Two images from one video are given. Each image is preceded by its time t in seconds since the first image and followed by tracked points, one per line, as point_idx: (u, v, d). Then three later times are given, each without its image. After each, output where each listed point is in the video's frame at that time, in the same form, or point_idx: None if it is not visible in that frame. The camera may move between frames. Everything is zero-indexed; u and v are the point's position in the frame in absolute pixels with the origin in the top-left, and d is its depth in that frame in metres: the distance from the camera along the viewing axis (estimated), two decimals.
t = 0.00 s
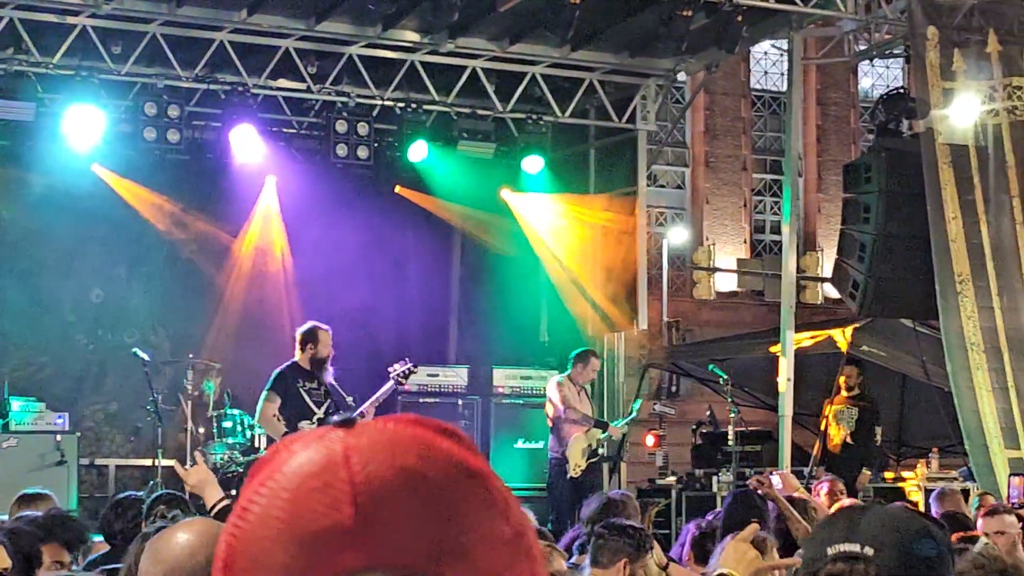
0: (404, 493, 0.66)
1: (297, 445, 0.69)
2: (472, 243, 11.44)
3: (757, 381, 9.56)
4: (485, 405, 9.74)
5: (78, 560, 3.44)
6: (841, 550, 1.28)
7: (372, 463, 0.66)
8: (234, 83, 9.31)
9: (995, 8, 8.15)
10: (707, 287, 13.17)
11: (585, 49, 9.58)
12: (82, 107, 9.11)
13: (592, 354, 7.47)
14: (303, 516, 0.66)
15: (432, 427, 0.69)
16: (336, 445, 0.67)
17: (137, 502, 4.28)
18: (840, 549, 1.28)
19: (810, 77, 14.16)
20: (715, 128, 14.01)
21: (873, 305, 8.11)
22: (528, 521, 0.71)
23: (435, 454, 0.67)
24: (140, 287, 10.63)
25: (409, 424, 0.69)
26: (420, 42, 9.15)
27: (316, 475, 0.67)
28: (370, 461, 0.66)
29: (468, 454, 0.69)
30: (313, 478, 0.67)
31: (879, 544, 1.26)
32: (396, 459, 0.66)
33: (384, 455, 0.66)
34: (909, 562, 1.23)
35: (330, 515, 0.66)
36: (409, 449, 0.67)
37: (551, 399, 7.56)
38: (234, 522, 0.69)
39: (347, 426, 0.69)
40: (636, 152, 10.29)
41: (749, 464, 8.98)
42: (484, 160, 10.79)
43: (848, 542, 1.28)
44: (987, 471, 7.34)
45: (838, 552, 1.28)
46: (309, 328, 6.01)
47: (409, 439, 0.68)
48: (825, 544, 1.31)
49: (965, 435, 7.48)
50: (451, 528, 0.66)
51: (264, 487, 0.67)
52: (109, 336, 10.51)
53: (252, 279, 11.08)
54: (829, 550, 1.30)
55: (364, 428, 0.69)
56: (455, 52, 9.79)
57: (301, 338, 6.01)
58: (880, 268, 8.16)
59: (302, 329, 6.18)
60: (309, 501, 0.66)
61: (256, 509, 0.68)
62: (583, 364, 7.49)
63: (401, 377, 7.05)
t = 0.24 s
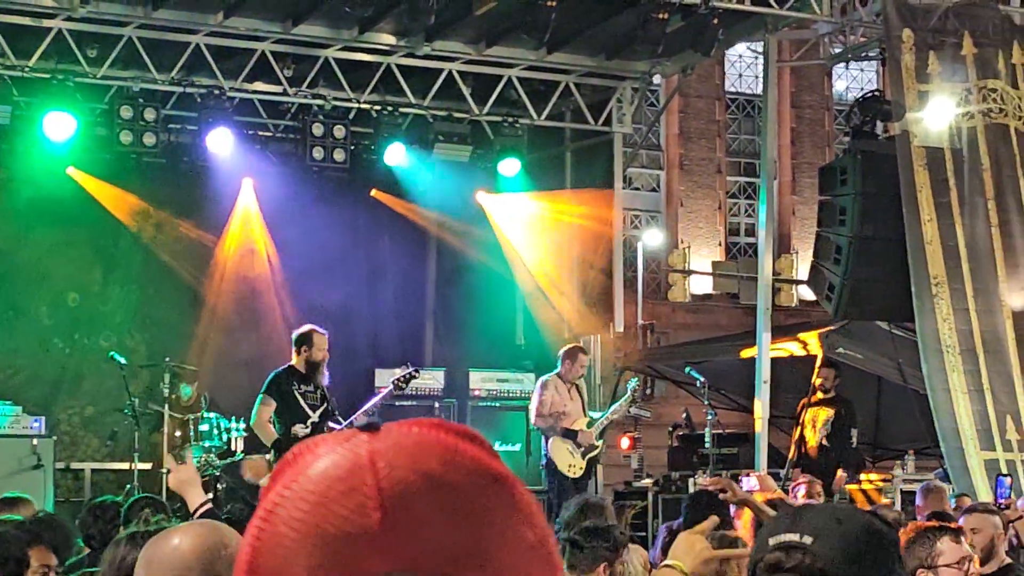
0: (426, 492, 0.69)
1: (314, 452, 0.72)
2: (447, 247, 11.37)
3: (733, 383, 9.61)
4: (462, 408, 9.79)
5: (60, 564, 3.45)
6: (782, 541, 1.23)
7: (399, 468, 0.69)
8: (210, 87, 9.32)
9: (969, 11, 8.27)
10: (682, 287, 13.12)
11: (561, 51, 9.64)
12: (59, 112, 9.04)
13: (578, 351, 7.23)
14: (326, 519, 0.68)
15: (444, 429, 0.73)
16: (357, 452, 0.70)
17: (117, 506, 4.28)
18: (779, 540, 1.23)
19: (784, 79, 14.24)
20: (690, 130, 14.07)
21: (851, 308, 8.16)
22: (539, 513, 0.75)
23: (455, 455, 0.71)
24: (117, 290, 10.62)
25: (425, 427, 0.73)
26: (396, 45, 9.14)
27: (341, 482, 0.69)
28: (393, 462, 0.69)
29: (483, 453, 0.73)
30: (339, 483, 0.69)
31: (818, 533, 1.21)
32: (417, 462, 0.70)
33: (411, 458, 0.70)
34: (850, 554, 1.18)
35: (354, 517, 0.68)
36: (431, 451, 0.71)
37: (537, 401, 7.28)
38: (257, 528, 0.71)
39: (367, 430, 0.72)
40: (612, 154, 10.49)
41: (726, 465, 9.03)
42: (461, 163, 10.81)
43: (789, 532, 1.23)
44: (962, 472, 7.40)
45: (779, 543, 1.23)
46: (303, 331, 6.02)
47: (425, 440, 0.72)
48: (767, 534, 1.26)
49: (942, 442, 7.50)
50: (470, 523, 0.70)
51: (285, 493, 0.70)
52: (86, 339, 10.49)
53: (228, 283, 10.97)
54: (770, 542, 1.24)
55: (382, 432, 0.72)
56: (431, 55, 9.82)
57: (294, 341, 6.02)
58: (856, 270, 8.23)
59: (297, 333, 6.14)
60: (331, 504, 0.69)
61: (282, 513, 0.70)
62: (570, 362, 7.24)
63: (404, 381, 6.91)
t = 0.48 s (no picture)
0: (445, 523, 0.61)
1: (322, 481, 0.63)
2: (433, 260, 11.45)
3: (719, 392, 9.63)
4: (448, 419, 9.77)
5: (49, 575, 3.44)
6: (747, 566, 1.14)
7: (417, 501, 0.61)
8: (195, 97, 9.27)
9: (952, 20, 8.33)
10: (666, 297, 13.45)
11: (545, 61, 9.68)
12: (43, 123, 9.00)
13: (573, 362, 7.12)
14: (335, 553, 0.60)
15: (462, 458, 0.66)
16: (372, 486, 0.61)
17: (102, 517, 4.27)
18: (744, 566, 1.14)
19: (769, 89, 14.29)
20: (675, 139, 14.11)
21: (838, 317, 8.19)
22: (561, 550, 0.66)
23: (474, 486, 0.63)
24: (102, 300, 10.57)
25: (441, 454, 0.65)
26: (381, 55, 9.20)
27: (355, 514, 0.60)
28: (411, 495, 0.61)
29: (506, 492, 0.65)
30: (350, 515, 0.60)
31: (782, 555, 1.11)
32: (438, 496, 0.62)
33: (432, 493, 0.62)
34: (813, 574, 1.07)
35: (367, 549, 0.59)
36: (450, 483, 0.62)
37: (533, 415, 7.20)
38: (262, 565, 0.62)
39: (383, 457, 0.64)
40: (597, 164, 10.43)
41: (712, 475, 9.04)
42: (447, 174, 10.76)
43: (753, 557, 1.14)
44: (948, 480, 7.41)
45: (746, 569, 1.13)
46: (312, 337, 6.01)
47: (441, 466, 0.64)
48: (729, 562, 1.15)
49: (927, 448, 7.53)
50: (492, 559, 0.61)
51: (291, 524, 0.61)
52: (70, 349, 10.41)
53: (214, 293, 10.90)
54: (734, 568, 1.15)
55: (400, 460, 0.63)
56: (416, 66, 9.87)
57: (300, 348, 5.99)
58: (842, 279, 8.26)
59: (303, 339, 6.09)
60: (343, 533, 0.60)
61: (283, 547, 0.61)
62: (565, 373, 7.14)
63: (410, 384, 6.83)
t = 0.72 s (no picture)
0: (445, 536, 0.69)
1: (331, 486, 0.70)
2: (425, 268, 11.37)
3: (713, 401, 9.63)
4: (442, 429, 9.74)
5: None
6: None
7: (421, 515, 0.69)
8: (188, 107, 9.27)
9: (946, 29, 8.37)
10: (660, 306, 13.34)
11: (539, 71, 9.68)
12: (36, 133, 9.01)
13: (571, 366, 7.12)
14: (345, 559, 0.68)
15: (464, 464, 0.72)
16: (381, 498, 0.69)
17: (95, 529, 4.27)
18: None
19: (763, 99, 14.33)
20: (668, 148, 14.14)
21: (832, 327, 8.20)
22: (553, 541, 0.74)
23: (478, 501, 0.70)
24: (94, 310, 10.56)
25: (445, 462, 0.72)
26: (374, 65, 9.19)
27: (365, 522, 0.68)
28: (417, 510, 0.69)
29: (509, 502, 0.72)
30: (360, 527, 0.68)
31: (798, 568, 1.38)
32: (442, 511, 0.70)
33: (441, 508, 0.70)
34: None
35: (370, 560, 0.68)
36: (455, 495, 0.70)
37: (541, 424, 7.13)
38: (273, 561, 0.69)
39: (390, 469, 0.70)
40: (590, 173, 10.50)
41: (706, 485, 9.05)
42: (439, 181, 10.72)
43: None
44: (942, 491, 7.46)
45: None
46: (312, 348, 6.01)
47: (446, 478, 0.71)
48: None
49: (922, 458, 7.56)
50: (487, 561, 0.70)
51: (299, 529, 0.69)
52: (63, 359, 10.44)
53: (207, 303, 10.91)
54: None
55: (405, 471, 0.70)
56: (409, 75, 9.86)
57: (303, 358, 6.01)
58: (835, 289, 8.28)
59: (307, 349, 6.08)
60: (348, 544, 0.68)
61: (297, 547, 0.69)
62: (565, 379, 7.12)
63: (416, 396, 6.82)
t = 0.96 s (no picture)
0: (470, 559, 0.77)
1: (370, 499, 0.76)
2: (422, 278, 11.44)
3: (709, 413, 9.62)
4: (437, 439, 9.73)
5: None
6: None
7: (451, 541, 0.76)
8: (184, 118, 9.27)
9: (942, 42, 8.40)
10: (656, 318, 13.40)
11: (535, 83, 9.69)
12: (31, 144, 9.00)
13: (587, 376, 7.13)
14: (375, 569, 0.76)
15: (499, 490, 0.78)
16: (415, 527, 0.75)
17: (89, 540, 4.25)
18: None
19: (759, 110, 14.34)
20: (664, 159, 14.14)
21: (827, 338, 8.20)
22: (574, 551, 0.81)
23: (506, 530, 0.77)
24: (89, 321, 10.52)
25: (482, 489, 0.77)
26: (371, 76, 9.14)
27: (398, 545, 0.75)
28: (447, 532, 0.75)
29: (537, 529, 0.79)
30: (393, 544, 0.75)
31: None
32: (469, 535, 0.77)
33: (470, 539, 0.77)
34: None
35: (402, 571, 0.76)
36: (482, 523, 0.77)
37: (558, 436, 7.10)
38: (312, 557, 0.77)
39: (431, 497, 0.76)
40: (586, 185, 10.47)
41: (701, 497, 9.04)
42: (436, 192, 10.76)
43: None
44: (938, 502, 7.51)
45: None
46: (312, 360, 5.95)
47: (480, 505, 0.77)
48: None
49: (917, 470, 7.60)
50: None
51: (336, 539, 0.76)
52: (57, 369, 10.42)
53: (202, 314, 10.86)
54: None
55: (444, 495, 0.76)
56: (405, 86, 9.88)
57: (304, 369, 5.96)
58: (831, 301, 8.29)
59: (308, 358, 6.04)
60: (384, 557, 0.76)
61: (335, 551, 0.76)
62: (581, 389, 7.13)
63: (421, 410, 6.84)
